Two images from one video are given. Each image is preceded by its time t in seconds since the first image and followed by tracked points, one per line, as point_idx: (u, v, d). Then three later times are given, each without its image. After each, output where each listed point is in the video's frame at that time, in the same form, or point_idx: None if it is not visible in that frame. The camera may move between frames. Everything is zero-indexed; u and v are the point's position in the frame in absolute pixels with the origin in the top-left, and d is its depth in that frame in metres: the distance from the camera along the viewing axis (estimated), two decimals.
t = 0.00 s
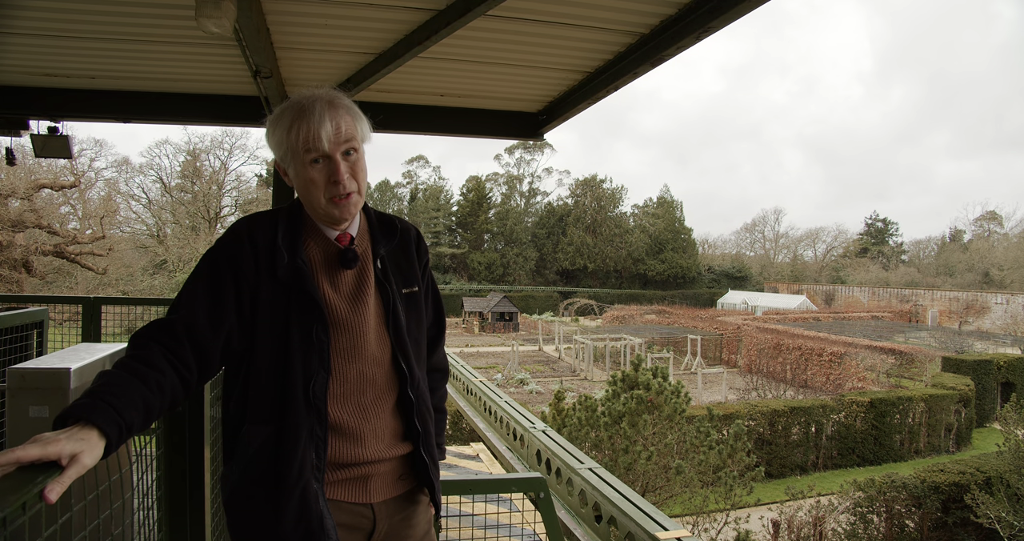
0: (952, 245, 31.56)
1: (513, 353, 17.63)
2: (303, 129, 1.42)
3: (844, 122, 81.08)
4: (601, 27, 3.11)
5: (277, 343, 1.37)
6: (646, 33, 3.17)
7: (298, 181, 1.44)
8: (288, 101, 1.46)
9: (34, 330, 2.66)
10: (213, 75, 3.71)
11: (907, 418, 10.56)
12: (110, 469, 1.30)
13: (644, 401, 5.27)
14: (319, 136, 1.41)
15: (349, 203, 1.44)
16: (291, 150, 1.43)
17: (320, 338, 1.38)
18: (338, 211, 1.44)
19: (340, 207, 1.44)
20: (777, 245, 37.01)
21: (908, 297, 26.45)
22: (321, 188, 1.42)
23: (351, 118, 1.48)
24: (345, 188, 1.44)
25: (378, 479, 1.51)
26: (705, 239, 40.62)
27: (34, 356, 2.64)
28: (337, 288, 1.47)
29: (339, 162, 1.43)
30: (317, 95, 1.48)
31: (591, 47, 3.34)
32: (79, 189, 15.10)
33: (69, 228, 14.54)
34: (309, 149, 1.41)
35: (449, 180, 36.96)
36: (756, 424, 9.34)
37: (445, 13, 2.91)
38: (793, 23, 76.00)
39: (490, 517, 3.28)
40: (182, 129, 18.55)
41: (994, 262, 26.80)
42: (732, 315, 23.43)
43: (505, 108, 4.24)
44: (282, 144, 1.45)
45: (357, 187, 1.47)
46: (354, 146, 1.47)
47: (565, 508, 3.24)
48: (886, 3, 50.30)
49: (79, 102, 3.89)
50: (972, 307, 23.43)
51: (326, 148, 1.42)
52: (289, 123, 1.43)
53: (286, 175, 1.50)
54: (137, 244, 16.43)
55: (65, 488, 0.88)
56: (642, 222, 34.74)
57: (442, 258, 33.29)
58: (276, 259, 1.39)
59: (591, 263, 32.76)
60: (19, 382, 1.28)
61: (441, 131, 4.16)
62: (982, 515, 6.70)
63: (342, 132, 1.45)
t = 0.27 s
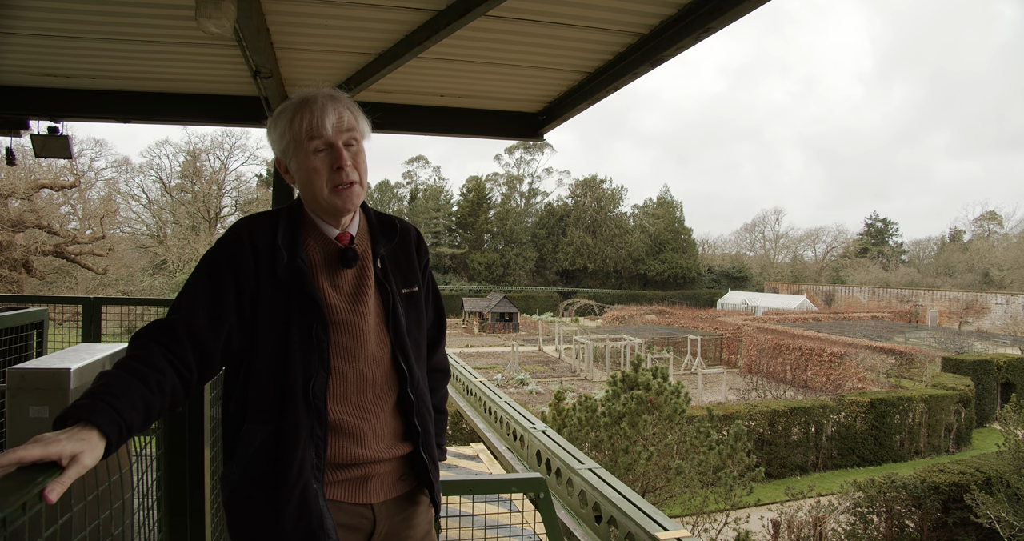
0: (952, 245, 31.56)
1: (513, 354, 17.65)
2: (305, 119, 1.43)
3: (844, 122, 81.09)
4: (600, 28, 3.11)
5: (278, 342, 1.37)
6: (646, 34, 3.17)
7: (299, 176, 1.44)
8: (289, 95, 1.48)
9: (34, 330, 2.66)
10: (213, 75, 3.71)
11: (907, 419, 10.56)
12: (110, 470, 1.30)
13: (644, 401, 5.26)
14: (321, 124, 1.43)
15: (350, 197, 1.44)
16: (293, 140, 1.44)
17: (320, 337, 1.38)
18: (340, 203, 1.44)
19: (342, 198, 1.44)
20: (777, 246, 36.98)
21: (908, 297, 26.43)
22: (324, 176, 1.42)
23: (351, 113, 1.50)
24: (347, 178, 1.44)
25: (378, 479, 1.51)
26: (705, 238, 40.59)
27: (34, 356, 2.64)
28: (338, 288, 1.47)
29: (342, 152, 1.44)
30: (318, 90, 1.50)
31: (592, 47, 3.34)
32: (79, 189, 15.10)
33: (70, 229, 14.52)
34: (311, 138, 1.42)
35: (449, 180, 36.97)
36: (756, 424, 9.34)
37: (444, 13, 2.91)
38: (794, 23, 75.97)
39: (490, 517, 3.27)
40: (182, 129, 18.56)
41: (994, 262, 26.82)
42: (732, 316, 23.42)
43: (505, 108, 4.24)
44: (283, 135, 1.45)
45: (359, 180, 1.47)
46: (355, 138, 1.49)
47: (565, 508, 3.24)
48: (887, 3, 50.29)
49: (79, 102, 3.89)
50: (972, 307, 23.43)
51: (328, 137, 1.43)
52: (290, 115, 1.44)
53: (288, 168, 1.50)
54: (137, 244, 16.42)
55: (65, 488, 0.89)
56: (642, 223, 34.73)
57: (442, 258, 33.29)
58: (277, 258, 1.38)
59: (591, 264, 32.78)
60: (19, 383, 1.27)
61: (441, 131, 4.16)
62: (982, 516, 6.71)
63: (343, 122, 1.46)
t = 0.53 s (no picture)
0: (952, 245, 31.52)
1: (513, 354, 17.65)
2: (307, 121, 1.43)
3: (844, 122, 81.07)
4: (600, 29, 3.11)
5: (277, 339, 1.37)
6: (646, 34, 3.17)
7: (300, 177, 1.44)
8: (292, 96, 1.47)
9: (34, 330, 2.66)
10: (213, 75, 3.71)
11: (907, 419, 10.56)
12: (110, 469, 1.30)
13: (644, 401, 5.26)
14: (322, 129, 1.43)
15: (349, 199, 1.44)
16: (294, 143, 1.44)
17: (320, 338, 1.38)
18: (341, 204, 1.44)
19: (343, 198, 1.43)
20: (777, 246, 36.95)
21: (908, 297, 26.43)
22: (324, 180, 1.43)
23: (353, 115, 1.50)
24: (348, 182, 1.44)
25: (378, 479, 1.51)
26: (705, 239, 40.54)
27: (34, 356, 2.64)
28: (337, 287, 1.47)
29: (343, 155, 1.44)
30: (321, 92, 1.50)
31: (592, 48, 3.34)
32: (80, 189, 15.12)
33: (69, 229, 14.50)
34: (312, 142, 1.42)
35: (449, 180, 36.97)
36: (756, 424, 9.34)
37: (445, 14, 2.92)
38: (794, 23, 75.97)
39: (490, 518, 3.27)
40: (182, 130, 18.56)
41: (994, 263, 26.82)
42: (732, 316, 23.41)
43: (505, 109, 4.24)
44: (283, 139, 1.45)
45: (359, 181, 1.47)
46: (355, 141, 1.49)
47: (565, 508, 3.24)
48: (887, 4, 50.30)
49: (78, 102, 3.89)
50: (972, 307, 23.43)
51: (329, 141, 1.43)
52: (291, 116, 1.44)
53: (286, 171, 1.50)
54: (137, 244, 16.43)
55: (65, 490, 0.88)
56: (642, 223, 34.70)
57: (442, 258, 33.28)
58: (276, 259, 1.39)
59: (591, 264, 32.79)
60: (19, 384, 1.27)
61: (441, 131, 4.16)
62: (982, 516, 6.71)
63: (344, 126, 1.46)
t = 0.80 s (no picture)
0: (952, 246, 31.51)
1: (513, 355, 17.65)
2: (302, 135, 1.41)
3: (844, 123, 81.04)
4: (601, 29, 3.11)
5: (277, 339, 1.37)
6: (646, 35, 3.18)
7: (297, 185, 1.44)
8: (287, 102, 1.45)
9: (34, 331, 2.66)
10: (213, 76, 3.71)
11: (907, 419, 10.56)
12: (112, 470, 1.30)
13: (644, 402, 5.25)
14: (316, 143, 1.40)
15: (348, 203, 1.44)
16: (289, 155, 1.42)
17: (319, 338, 1.38)
18: (338, 215, 1.44)
19: (339, 211, 1.44)
20: (777, 246, 36.94)
21: (907, 298, 26.45)
22: (320, 193, 1.42)
23: (351, 121, 1.48)
24: (343, 194, 1.43)
25: (378, 480, 1.51)
26: (705, 240, 40.53)
27: (34, 356, 2.64)
28: (337, 290, 1.47)
29: (338, 168, 1.43)
30: (318, 97, 1.47)
31: (593, 49, 3.34)
32: (80, 189, 15.12)
33: (70, 229, 14.48)
34: (307, 155, 1.40)
35: (449, 181, 36.97)
36: (756, 425, 9.34)
37: (445, 14, 2.91)
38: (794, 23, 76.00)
39: (490, 518, 3.27)
40: (182, 130, 18.56)
41: (994, 263, 26.82)
42: (731, 317, 23.42)
43: (505, 109, 4.24)
44: (280, 148, 1.44)
45: (357, 188, 1.47)
46: (353, 145, 1.48)
47: (565, 509, 3.23)
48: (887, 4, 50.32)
49: (78, 102, 3.88)
50: (972, 307, 23.42)
51: (324, 154, 1.41)
52: (287, 126, 1.42)
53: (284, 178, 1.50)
54: (137, 245, 16.43)
55: (66, 490, 0.89)
56: (642, 224, 34.70)
57: (441, 259, 33.28)
58: (276, 260, 1.39)
59: (591, 265, 32.81)
60: (20, 383, 1.28)
61: (441, 132, 4.17)
62: (982, 517, 6.71)
63: (340, 138, 1.43)
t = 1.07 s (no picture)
0: (952, 246, 31.48)
1: (512, 355, 17.64)
2: (306, 128, 1.42)
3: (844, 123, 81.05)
4: (602, 30, 3.11)
5: (277, 338, 1.37)
6: (646, 35, 3.18)
7: (299, 181, 1.44)
8: (291, 99, 1.47)
9: (34, 331, 2.66)
10: (213, 76, 3.71)
11: (907, 419, 10.56)
12: (112, 470, 1.30)
13: (644, 402, 5.25)
14: (320, 135, 1.41)
15: (348, 204, 1.44)
16: (292, 148, 1.43)
17: (319, 340, 1.38)
18: (339, 211, 1.44)
19: (341, 206, 1.43)
20: (777, 247, 36.94)
21: (907, 299, 26.47)
22: (322, 185, 1.42)
23: (352, 119, 1.49)
24: (346, 186, 1.43)
25: (379, 479, 1.51)
26: (705, 240, 40.50)
27: (34, 356, 2.64)
28: (337, 290, 1.47)
29: (341, 161, 1.43)
30: (322, 94, 1.49)
31: (593, 50, 3.35)
32: (80, 189, 15.12)
33: (69, 229, 14.47)
34: (311, 148, 1.41)
35: (449, 181, 36.97)
36: (755, 426, 9.34)
37: (446, 15, 2.91)
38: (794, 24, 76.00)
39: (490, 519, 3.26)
40: (182, 131, 18.58)
41: (994, 264, 26.82)
42: (731, 317, 23.42)
43: (505, 110, 4.24)
44: (283, 141, 1.44)
45: (358, 187, 1.47)
46: (355, 146, 1.48)
47: (565, 509, 3.23)
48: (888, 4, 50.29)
49: (78, 103, 3.88)
50: (972, 308, 23.41)
51: (328, 147, 1.42)
52: (291, 122, 1.43)
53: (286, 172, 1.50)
54: (137, 245, 16.43)
55: (66, 489, 0.88)
56: (642, 224, 34.72)
57: (441, 259, 33.28)
58: (276, 261, 1.39)
59: (591, 265, 32.82)
60: (20, 384, 1.27)
61: (441, 133, 4.17)
62: (982, 518, 6.72)
63: (344, 131, 1.44)
